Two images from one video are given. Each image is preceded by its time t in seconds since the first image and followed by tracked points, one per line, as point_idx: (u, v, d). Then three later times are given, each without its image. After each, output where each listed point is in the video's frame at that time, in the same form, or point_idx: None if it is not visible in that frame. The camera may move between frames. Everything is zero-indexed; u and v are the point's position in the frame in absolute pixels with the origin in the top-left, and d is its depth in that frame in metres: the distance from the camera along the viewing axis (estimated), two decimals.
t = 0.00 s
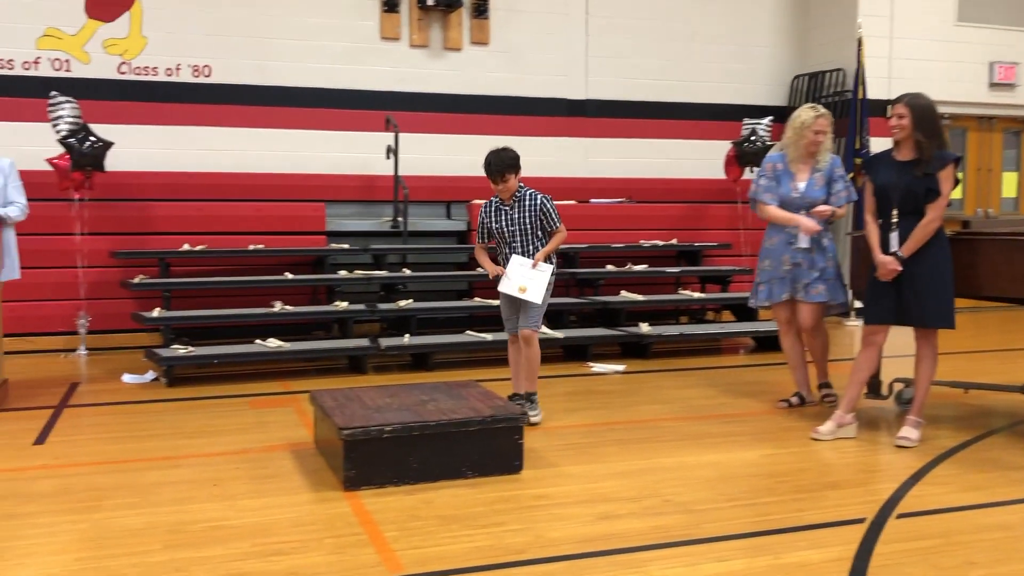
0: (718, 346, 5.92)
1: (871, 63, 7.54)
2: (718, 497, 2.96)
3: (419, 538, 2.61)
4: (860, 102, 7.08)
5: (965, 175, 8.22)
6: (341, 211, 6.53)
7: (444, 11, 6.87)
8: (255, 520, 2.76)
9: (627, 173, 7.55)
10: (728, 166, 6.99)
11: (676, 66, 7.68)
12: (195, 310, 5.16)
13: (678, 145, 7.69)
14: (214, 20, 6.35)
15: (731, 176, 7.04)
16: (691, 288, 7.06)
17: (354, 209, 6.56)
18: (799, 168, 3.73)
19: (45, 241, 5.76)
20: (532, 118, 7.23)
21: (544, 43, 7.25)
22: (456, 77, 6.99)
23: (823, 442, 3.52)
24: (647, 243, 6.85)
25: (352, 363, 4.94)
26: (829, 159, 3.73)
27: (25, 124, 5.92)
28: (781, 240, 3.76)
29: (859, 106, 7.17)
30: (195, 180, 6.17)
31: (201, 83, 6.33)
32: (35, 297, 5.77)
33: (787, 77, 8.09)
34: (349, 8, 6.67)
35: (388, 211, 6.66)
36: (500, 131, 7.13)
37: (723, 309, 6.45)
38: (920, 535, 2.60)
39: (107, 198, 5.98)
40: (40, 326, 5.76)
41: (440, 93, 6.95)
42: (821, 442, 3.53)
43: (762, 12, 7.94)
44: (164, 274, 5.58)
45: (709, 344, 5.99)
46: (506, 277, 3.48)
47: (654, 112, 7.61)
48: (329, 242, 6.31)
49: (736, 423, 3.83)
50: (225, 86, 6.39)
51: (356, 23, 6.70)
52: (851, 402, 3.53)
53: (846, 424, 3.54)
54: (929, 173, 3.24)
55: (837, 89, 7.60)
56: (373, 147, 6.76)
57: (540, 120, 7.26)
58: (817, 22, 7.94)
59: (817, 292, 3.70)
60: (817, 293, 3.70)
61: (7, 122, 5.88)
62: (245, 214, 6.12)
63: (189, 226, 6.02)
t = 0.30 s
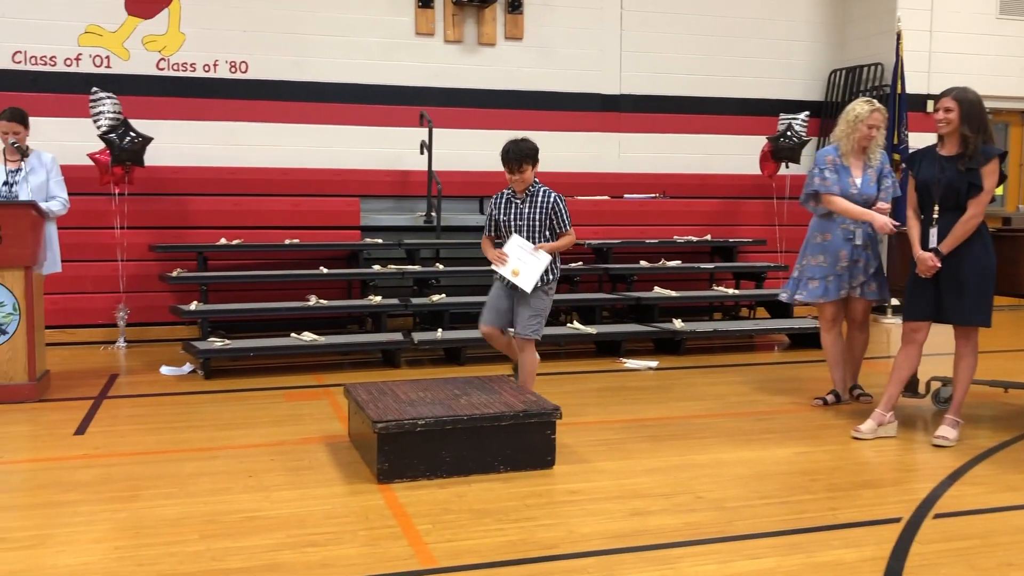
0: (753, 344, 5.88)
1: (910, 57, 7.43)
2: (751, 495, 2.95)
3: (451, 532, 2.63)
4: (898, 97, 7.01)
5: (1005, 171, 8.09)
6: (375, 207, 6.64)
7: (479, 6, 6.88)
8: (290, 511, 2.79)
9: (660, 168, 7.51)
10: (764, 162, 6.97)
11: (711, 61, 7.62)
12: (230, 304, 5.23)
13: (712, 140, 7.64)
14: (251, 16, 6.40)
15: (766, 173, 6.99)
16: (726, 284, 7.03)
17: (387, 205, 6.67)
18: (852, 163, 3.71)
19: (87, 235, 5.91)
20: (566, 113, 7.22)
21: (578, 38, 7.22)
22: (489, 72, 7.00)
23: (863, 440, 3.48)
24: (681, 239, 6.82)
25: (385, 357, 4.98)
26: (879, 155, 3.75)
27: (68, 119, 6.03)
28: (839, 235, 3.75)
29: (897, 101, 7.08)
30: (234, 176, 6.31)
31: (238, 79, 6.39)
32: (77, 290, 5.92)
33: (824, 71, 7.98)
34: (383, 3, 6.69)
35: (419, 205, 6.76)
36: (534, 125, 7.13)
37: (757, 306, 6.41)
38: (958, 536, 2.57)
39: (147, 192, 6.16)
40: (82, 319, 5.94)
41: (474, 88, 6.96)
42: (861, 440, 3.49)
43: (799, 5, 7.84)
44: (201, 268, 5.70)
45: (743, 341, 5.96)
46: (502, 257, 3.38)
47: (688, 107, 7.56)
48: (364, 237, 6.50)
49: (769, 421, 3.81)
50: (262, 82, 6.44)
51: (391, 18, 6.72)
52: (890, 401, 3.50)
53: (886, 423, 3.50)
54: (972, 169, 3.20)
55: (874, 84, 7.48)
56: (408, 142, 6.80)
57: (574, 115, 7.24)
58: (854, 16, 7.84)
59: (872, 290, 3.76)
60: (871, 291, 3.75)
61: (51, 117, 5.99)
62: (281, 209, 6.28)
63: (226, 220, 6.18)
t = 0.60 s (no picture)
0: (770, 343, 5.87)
1: (931, 55, 7.38)
2: (768, 495, 2.93)
3: (467, 529, 2.63)
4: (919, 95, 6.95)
5: None
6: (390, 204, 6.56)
7: (496, 4, 6.88)
8: (306, 507, 2.80)
9: (678, 166, 7.50)
10: (782, 160, 6.92)
11: (730, 59, 7.58)
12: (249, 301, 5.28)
13: (730, 139, 7.62)
14: (269, 15, 6.44)
15: (784, 171, 6.93)
16: (744, 283, 7.02)
17: (405, 202, 6.60)
18: (882, 160, 3.67)
19: (107, 232, 5.89)
20: (583, 111, 7.21)
21: (596, 36, 7.21)
22: (507, 70, 7.00)
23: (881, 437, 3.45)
24: (699, 237, 6.81)
25: (402, 355, 5.00)
26: (909, 155, 3.72)
27: (89, 117, 6.10)
28: (868, 233, 3.72)
29: (918, 99, 7.03)
30: (250, 173, 6.23)
31: (257, 77, 6.43)
32: (98, 286, 5.91)
33: (843, 69, 7.93)
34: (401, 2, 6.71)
35: (437, 203, 6.67)
36: (551, 124, 7.12)
37: (775, 304, 6.39)
38: (977, 538, 2.55)
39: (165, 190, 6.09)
40: (102, 315, 5.91)
41: (492, 87, 6.97)
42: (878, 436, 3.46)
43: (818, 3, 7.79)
44: (220, 266, 5.75)
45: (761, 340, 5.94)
46: (476, 231, 3.12)
47: (706, 105, 7.53)
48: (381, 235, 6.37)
49: (787, 420, 3.79)
50: (281, 80, 6.48)
51: (409, 17, 6.74)
52: (906, 398, 3.47)
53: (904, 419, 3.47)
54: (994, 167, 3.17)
55: (894, 81, 7.45)
56: (425, 140, 6.81)
57: (592, 113, 7.23)
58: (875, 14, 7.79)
59: (899, 288, 3.76)
60: (899, 289, 3.76)
61: (72, 115, 6.07)
62: (299, 207, 6.19)
63: (245, 218, 6.08)
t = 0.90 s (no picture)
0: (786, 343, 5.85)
1: (950, 53, 7.33)
2: (783, 495, 2.92)
3: (481, 527, 2.63)
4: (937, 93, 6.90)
5: None
6: (406, 203, 6.59)
7: (512, 2, 6.88)
8: (321, 504, 2.82)
9: (693, 165, 7.48)
10: (799, 159, 6.89)
11: (746, 58, 7.55)
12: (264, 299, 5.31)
13: (746, 137, 7.59)
14: (287, 14, 6.46)
15: (801, 169, 6.92)
16: (759, 283, 7.03)
17: (421, 201, 6.61)
18: (902, 160, 3.67)
19: (126, 230, 5.93)
20: (599, 109, 7.20)
21: (611, 35, 7.19)
22: (523, 68, 7.00)
23: (897, 439, 3.44)
24: (715, 236, 6.79)
25: (417, 353, 5.01)
26: (931, 155, 3.70)
27: (108, 116, 6.15)
28: (885, 233, 3.70)
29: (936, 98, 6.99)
30: (266, 171, 6.25)
31: (274, 76, 6.45)
32: (116, 284, 5.95)
33: (860, 68, 7.89)
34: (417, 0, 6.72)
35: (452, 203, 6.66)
36: (567, 122, 7.12)
37: (791, 304, 6.38)
38: (994, 540, 2.53)
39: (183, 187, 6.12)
40: (120, 312, 5.95)
41: (508, 85, 6.97)
42: (895, 438, 3.45)
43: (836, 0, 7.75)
44: (237, 264, 5.79)
45: (776, 340, 5.92)
46: (451, 211, 2.96)
47: (722, 104, 7.50)
48: (395, 232, 6.47)
49: (803, 420, 3.78)
50: (297, 79, 6.50)
51: (425, 16, 6.75)
52: (923, 399, 3.44)
53: (921, 420, 3.45)
54: (1013, 165, 3.13)
55: (912, 80, 7.41)
56: (441, 138, 6.82)
57: (608, 112, 7.22)
58: (893, 11, 7.73)
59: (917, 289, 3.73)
60: (916, 291, 3.73)
61: (91, 114, 6.11)
62: (315, 205, 6.24)
63: (262, 216, 6.14)
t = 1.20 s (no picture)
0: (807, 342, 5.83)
1: (975, 51, 7.25)
2: (804, 495, 2.91)
3: (501, 525, 2.64)
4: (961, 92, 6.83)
5: None
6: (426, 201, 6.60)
7: (533, 1, 6.88)
8: (342, 500, 2.83)
9: (714, 164, 7.45)
10: (820, 158, 6.85)
11: (767, 56, 7.51)
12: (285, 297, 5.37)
13: (767, 135, 7.55)
14: (309, 13, 6.50)
15: (822, 168, 6.87)
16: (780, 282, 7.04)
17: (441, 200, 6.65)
18: (925, 159, 3.68)
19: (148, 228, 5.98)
20: (619, 108, 7.19)
21: (632, 33, 7.18)
22: (543, 66, 7.00)
23: (920, 441, 3.42)
24: (735, 235, 6.77)
25: (436, 351, 5.03)
26: (958, 153, 3.66)
27: (131, 114, 6.20)
28: (906, 233, 3.67)
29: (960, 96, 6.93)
30: (290, 170, 6.32)
31: (295, 75, 6.49)
32: (138, 281, 6.00)
33: (883, 66, 7.82)
34: None
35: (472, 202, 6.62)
36: (587, 120, 7.11)
37: (813, 303, 6.36)
38: (1018, 542, 2.51)
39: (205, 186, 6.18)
40: (142, 310, 6.00)
41: (528, 83, 6.97)
42: (918, 441, 3.43)
43: None
44: (259, 261, 5.84)
45: (797, 340, 5.89)
46: (469, 169, 2.84)
47: (743, 102, 7.47)
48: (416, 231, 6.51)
49: (823, 420, 3.76)
50: (319, 78, 6.54)
51: (446, 15, 6.76)
52: (947, 401, 3.41)
53: (945, 423, 3.43)
54: None
55: (936, 78, 7.35)
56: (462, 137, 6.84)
57: (628, 110, 7.21)
58: (917, 9, 7.66)
59: (938, 289, 3.70)
60: (937, 291, 3.70)
61: (115, 112, 6.17)
62: (335, 203, 6.29)
63: (284, 214, 6.21)
